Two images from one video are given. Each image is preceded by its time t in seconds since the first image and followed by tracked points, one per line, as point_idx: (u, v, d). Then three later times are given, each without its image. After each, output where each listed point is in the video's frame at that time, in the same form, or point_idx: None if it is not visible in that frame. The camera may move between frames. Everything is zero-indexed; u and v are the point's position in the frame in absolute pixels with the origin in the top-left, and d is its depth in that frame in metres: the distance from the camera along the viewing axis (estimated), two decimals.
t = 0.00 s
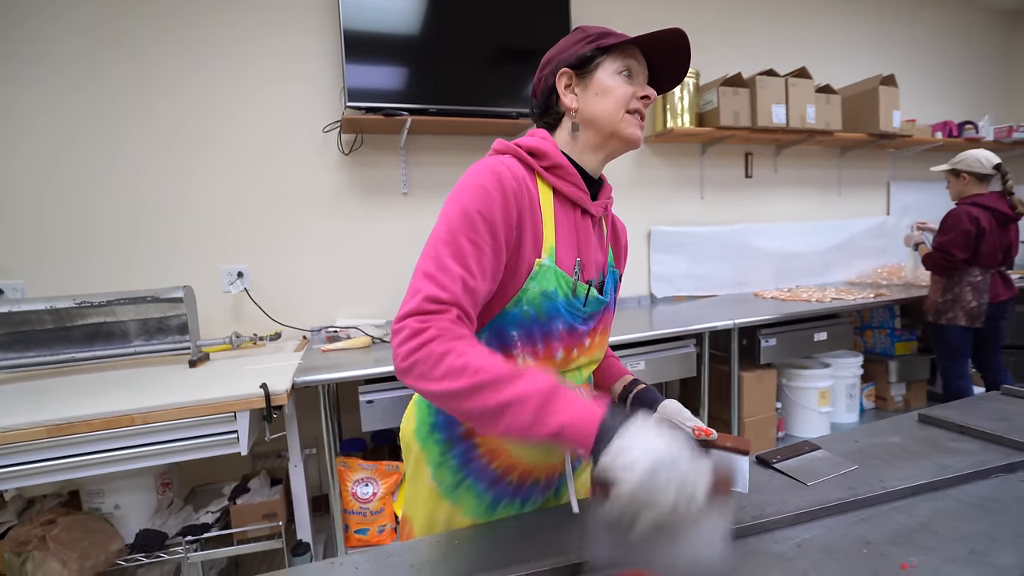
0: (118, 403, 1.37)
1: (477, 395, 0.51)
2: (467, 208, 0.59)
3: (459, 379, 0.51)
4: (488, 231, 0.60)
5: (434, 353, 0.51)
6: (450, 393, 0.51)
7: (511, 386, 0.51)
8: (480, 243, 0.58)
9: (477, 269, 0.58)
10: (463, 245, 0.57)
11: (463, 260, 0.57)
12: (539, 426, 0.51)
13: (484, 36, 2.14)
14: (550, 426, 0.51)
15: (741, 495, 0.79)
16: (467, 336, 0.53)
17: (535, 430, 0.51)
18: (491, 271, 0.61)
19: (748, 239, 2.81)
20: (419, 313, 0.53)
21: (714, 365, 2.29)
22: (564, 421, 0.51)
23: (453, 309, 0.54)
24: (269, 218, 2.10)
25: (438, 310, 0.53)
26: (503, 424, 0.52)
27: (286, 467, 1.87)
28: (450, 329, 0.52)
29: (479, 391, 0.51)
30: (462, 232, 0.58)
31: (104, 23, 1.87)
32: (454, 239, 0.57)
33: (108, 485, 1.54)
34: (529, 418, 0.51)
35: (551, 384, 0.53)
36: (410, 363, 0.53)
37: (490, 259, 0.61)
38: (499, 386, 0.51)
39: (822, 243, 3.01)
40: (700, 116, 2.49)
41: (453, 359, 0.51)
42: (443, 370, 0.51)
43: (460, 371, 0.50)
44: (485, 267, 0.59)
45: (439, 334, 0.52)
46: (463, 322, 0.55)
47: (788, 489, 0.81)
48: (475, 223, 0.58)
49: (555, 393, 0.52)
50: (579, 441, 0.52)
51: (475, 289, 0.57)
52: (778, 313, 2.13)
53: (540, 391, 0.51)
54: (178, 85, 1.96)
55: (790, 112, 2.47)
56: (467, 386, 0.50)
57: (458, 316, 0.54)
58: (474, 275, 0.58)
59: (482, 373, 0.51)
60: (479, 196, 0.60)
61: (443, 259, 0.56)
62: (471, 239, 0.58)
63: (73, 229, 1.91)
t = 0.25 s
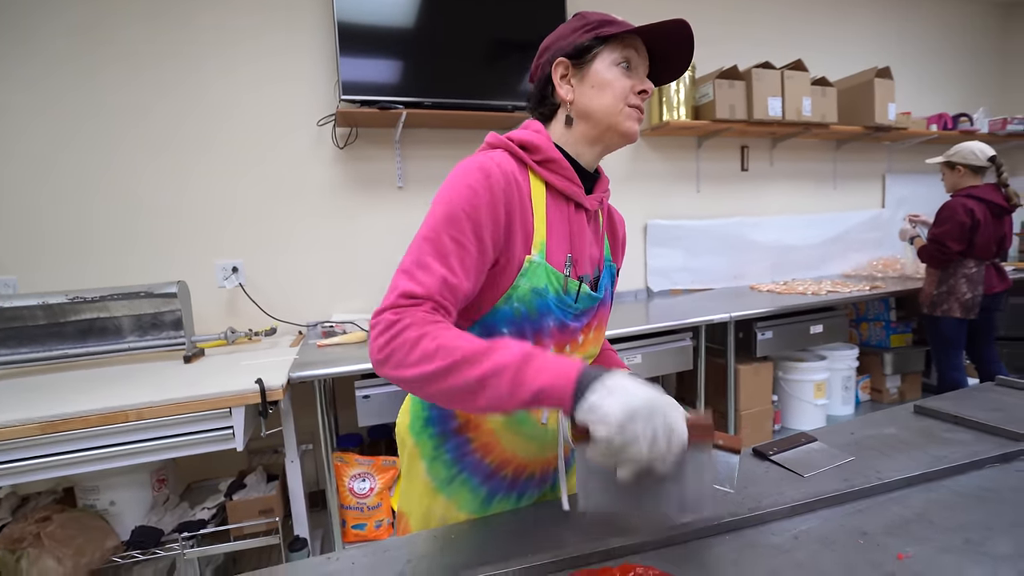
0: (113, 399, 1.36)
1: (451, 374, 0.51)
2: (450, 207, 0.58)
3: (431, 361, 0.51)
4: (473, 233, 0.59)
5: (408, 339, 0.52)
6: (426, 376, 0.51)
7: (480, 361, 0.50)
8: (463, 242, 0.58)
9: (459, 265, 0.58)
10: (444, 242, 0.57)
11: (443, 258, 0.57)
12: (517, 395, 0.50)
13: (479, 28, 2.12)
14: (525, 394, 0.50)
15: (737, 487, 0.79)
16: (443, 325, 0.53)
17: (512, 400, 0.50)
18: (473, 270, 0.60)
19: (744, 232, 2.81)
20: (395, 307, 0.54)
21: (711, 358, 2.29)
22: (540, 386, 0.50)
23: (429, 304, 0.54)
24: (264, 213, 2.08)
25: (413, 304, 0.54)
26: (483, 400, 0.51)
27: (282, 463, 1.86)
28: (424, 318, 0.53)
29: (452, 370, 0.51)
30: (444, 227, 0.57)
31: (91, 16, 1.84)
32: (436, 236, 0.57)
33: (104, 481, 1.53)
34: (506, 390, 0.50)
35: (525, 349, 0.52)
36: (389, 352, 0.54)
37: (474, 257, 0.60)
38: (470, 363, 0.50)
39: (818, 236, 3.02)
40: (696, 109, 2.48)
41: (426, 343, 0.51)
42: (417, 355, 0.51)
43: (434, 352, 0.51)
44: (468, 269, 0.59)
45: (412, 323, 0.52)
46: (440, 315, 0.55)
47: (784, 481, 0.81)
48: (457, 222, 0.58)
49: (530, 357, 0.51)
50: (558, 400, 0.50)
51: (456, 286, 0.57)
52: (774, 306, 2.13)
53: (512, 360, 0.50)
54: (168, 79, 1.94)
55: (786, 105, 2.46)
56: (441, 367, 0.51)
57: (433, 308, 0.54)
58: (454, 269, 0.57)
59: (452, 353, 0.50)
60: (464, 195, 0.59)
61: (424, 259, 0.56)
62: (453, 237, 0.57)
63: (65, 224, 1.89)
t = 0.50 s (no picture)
0: (114, 397, 1.36)
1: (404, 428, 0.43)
2: (457, 217, 0.57)
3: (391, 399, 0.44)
4: (475, 235, 0.57)
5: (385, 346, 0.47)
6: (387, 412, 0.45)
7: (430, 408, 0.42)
8: (466, 245, 0.56)
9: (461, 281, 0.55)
10: (448, 254, 0.54)
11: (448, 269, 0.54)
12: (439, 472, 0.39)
13: (479, 24, 2.12)
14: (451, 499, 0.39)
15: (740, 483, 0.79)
16: (426, 346, 0.48)
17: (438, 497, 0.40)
18: (478, 276, 0.58)
19: (746, 228, 2.81)
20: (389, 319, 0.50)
21: (713, 354, 2.29)
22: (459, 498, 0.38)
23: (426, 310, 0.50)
24: (264, 211, 2.08)
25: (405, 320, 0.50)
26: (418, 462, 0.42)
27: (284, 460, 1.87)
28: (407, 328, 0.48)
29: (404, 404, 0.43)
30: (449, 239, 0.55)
31: (89, 14, 1.83)
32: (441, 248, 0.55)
33: (106, 479, 1.53)
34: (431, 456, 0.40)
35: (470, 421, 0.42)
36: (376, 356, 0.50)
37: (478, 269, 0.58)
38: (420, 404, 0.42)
39: (819, 232, 3.01)
40: (696, 104, 2.47)
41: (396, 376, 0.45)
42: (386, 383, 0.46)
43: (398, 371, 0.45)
44: (473, 276, 0.57)
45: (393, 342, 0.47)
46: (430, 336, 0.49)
47: (787, 477, 0.80)
48: (458, 224, 0.56)
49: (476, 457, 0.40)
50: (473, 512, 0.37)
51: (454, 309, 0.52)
52: (775, 302, 2.12)
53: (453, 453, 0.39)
54: (167, 77, 1.93)
55: (787, 100, 2.45)
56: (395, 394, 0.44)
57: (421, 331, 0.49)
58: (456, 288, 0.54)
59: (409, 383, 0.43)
60: (473, 203, 0.58)
61: (426, 269, 0.53)
62: (456, 241, 0.55)
63: (65, 222, 1.89)
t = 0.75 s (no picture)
0: (109, 398, 1.35)
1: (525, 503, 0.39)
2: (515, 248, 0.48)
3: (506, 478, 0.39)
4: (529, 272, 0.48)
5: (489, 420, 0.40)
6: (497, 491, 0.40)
7: (573, 533, 0.39)
8: (522, 287, 0.47)
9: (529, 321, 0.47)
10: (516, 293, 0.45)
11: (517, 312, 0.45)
12: None
13: (479, 27, 2.12)
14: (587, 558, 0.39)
15: (735, 488, 0.79)
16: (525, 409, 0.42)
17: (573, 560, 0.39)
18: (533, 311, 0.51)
19: (743, 233, 2.81)
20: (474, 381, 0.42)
21: (710, 359, 2.29)
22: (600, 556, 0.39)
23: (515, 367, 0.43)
24: (262, 212, 2.07)
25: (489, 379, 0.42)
26: None
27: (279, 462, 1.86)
28: (508, 412, 0.41)
29: (541, 524, 0.39)
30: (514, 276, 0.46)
31: (88, 15, 1.83)
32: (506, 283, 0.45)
33: (98, 480, 1.52)
34: None
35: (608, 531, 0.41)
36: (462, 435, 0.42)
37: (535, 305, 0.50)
38: (563, 527, 0.39)
39: (817, 237, 3.02)
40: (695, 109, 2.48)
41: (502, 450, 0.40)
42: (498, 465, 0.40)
43: (520, 476, 0.39)
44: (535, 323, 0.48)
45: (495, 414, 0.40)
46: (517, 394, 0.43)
47: (783, 482, 0.80)
48: (508, 258, 0.47)
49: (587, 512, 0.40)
50: None
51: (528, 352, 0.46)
52: (773, 307, 2.13)
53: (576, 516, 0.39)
54: (166, 79, 1.93)
55: (785, 106, 2.46)
56: (528, 512, 0.39)
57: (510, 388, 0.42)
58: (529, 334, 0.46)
59: (544, 499, 0.39)
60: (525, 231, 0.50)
61: (498, 314, 0.44)
62: (515, 281, 0.46)
63: (61, 221, 1.88)
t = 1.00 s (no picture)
0: (101, 393, 1.35)
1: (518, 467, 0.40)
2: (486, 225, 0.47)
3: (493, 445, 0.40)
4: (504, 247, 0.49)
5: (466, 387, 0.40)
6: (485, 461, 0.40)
7: (576, 470, 0.40)
8: (499, 261, 0.47)
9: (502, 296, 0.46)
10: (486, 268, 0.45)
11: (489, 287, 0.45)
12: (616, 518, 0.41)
13: (478, 25, 2.12)
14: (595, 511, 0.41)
15: (729, 487, 0.79)
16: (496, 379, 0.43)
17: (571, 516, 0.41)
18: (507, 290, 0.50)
19: (739, 234, 2.82)
20: (445, 352, 0.41)
21: (705, 359, 2.30)
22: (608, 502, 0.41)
23: (485, 337, 0.43)
24: (257, 209, 2.07)
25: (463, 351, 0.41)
26: (579, 526, 0.42)
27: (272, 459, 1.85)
28: (485, 380, 0.41)
29: (545, 472, 0.40)
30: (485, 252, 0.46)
31: (83, 8, 1.82)
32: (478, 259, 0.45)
33: (90, 477, 1.51)
34: (602, 510, 0.41)
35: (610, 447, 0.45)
36: (429, 425, 0.41)
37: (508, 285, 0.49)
38: (567, 466, 0.40)
39: (812, 239, 3.03)
40: (693, 110, 2.48)
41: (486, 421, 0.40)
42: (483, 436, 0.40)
43: (505, 438, 0.40)
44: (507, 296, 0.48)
45: (475, 384, 0.41)
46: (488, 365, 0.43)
47: (776, 480, 0.80)
48: (484, 233, 0.47)
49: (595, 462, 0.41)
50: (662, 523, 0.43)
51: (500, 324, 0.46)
52: (768, 308, 2.13)
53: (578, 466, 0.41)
54: (162, 73, 1.92)
55: (782, 107, 2.46)
56: (529, 467, 0.40)
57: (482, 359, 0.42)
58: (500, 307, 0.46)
59: (543, 448, 0.41)
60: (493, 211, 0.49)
61: (467, 289, 0.44)
62: (490, 257, 0.46)
63: (55, 216, 1.87)
